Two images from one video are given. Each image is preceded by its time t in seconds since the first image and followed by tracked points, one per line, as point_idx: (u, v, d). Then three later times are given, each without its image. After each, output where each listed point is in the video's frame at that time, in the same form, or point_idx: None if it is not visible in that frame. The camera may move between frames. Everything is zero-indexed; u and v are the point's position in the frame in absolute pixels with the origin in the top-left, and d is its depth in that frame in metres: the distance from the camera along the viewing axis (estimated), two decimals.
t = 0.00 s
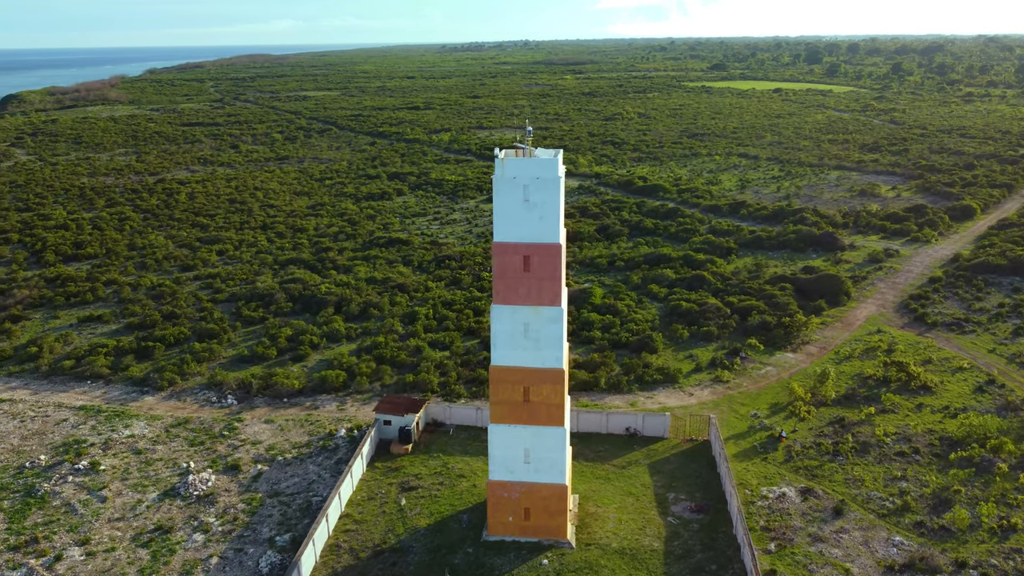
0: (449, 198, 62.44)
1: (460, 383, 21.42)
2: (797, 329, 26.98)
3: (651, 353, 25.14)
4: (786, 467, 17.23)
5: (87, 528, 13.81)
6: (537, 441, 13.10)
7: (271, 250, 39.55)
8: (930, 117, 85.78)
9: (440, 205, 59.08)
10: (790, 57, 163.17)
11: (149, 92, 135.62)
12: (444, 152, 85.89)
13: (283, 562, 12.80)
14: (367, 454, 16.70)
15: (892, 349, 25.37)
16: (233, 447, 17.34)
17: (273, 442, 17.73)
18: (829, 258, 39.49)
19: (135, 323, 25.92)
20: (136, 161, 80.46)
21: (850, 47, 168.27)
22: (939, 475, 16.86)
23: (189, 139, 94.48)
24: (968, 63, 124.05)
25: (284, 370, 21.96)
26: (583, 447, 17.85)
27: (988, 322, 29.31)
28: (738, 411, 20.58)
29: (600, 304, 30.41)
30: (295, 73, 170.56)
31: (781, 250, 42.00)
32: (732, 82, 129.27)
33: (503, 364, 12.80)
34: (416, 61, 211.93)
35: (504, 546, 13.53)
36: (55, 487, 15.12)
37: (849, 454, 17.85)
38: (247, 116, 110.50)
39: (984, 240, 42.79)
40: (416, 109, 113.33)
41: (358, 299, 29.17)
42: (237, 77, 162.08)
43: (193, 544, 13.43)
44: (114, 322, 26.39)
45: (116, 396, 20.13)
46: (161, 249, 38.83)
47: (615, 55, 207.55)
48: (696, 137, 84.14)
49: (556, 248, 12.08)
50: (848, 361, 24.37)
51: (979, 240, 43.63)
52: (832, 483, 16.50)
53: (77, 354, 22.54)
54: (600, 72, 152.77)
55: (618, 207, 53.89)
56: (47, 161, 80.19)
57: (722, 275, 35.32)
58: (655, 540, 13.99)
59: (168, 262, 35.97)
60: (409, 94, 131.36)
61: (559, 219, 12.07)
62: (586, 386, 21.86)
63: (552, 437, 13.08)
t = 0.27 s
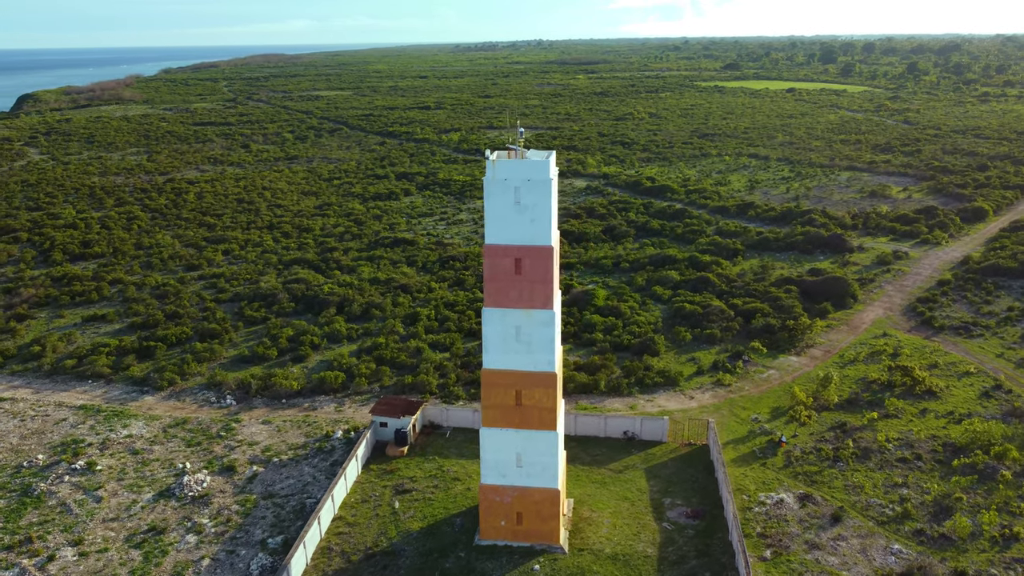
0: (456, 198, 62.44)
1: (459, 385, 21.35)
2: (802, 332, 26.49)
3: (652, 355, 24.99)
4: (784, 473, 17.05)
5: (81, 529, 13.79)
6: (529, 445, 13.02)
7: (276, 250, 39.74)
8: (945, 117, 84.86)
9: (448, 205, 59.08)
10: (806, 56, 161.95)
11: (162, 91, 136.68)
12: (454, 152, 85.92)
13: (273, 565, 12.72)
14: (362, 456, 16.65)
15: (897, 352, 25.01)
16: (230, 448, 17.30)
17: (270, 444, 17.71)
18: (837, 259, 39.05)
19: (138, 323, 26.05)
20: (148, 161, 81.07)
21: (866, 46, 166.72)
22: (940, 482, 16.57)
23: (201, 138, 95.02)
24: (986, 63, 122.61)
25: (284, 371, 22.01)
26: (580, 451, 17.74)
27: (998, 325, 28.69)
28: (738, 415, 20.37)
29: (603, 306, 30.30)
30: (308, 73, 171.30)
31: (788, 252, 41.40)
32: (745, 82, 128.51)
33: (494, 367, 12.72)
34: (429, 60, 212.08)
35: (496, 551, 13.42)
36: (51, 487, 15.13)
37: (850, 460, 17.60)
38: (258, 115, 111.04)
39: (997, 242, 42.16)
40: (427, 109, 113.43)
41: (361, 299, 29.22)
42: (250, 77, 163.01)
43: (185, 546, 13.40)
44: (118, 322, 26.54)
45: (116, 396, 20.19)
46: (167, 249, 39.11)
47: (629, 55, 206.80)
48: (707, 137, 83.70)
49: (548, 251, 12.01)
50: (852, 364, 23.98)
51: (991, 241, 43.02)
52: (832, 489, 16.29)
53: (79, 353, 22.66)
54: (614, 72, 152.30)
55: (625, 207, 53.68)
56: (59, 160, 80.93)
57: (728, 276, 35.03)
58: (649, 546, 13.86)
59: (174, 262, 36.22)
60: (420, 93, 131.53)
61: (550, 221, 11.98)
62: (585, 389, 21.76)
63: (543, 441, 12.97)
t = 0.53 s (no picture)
0: (463, 198, 62.46)
1: (458, 386, 21.28)
2: (806, 335, 26.15)
3: (653, 358, 24.83)
4: (782, 478, 16.88)
5: (74, 529, 13.70)
6: (520, 449, 12.92)
7: (281, 250, 39.89)
8: (959, 117, 84.02)
9: (455, 205, 59.12)
10: (820, 56, 160.79)
11: (175, 91, 137.76)
12: (463, 152, 85.94)
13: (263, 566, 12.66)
14: (357, 457, 16.59)
15: (903, 355, 24.66)
16: (226, 449, 17.23)
17: (266, 444, 17.66)
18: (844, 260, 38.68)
19: (140, 323, 26.14)
20: (159, 160, 81.62)
21: (881, 45, 165.34)
22: (941, 489, 16.29)
23: (212, 138, 95.57)
24: (1003, 63, 121.22)
25: (283, 371, 22.03)
26: (576, 454, 17.62)
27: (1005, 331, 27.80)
28: (738, 419, 20.16)
29: (605, 307, 30.18)
30: (320, 72, 172.00)
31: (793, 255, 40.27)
32: (758, 81, 127.73)
33: (485, 369, 12.66)
34: (443, 60, 212.26)
35: (487, 555, 13.33)
36: (47, 486, 15.05)
37: (849, 465, 17.36)
38: (269, 115, 111.56)
39: (1008, 244, 41.58)
40: (437, 109, 113.53)
41: (362, 299, 29.24)
42: (264, 77, 163.92)
43: (177, 547, 13.33)
44: (121, 321, 26.68)
45: (116, 395, 20.20)
46: (173, 248, 39.35)
47: (642, 54, 206.13)
48: (717, 137, 83.29)
49: (538, 253, 11.91)
50: (855, 367, 23.66)
51: (1003, 243, 42.46)
52: (829, 495, 16.09)
53: (82, 352, 22.76)
54: (627, 71, 151.79)
55: (632, 208, 53.47)
56: (71, 159, 81.62)
57: (733, 277, 34.77)
58: (642, 552, 13.75)
59: (179, 261, 36.46)
60: (432, 93, 131.69)
61: (541, 223, 11.87)
62: (584, 391, 21.64)
63: (535, 445, 12.87)
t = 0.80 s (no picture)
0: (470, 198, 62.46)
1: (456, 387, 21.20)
2: (809, 337, 25.83)
3: (654, 360, 24.70)
4: (780, 482, 16.71)
5: (68, 528, 13.59)
6: (511, 452, 12.84)
7: (286, 250, 40.03)
8: (973, 117, 83.13)
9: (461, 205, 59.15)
10: (834, 55, 159.63)
11: (188, 90, 138.65)
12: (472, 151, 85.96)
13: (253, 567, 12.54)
14: (352, 458, 16.55)
15: (908, 355, 24.32)
16: (223, 449, 17.14)
17: (263, 445, 17.60)
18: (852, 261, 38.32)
19: (143, 322, 26.29)
20: (169, 159, 82.17)
21: (897, 44, 163.84)
22: (942, 495, 16.03)
23: (223, 137, 96.08)
24: (1020, 62, 119.84)
25: (282, 371, 22.05)
26: (572, 457, 17.56)
27: (1014, 334, 27.33)
28: (736, 423, 19.99)
29: (607, 309, 30.06)
30: (333, 71, 172.44)
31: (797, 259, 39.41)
32: (770, 81, 126.97)
33: (475, 372, 12.59)
34: (456, 59, 212.45)
35: (478, 558, 13.26)
36: (44, 485, 14.94)
37: (848, 471, 17.15)
38: (281, 114, 112.02)
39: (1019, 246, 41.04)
40: (448, 108, 113.52)
41: (364, 300, 29.27)
42: (278, 76, 164.39)
43: (170, 547, 13.23)
44: (125, 320, 26.82)
45: (116, 394, 20.18)
46: (179, 248, 39.58)
47: (655, 54, 205.58)
48: (727, 137, 82.85)
49: (528, 255, 11.84)
50: (859, 369, 23.36)
51: (1014, 245, 41.92)
52: (827, 501, 15.90)
53: (84, 350, 22.84)
54: (639, 71, 151.30)
55: (639, 208, 53.23)
56: (84, 158, 82.31)
57: (737, 278, 34.51)
58: (633, 557, 13.67)
59: (184, 260, 36.67)
60: (443, 93, 131.72)
61: (532, 225, 11.79)
62: (583, 394, 21.53)
63: (525, 448, 12.81)
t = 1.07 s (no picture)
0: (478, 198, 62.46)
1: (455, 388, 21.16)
2: (812, 339, 25.48)
3: (655, 362, 24.58)
4: (777, 487, 16.57)
5: (64, 526, 13.54)
6: (502, 455, 12.80)
7: (292, 249, 40.21)
8: (989, 117, 82.13)
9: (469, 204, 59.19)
10: (850, 55, 158.21)
11: (202, 90, 139.68)
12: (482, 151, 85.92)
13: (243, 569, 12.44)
14: (347, 459, 16.51)
15: (914, 357, 24.04)
16: (220, 449, 17.09)
17: (260, 445, 17.59)
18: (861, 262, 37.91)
19: (147, 320, 26.47)
20: (181, 158, 82.77)
21: (914, 44, 162.25)
22: (941, 501, 15.80)
23: (235, 136, 96.60)
24: None
25: (282, 371, 22.09)
26: (568, 459, 17.50)
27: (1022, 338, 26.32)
28: (736, 426, 19.84)
29: (610, 310, 29.95)
30: (346, 71, 173.00)
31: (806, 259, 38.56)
32: (785, 81, 126.02)
33: (466, 374, 12.54)
34: (470, 58, 212.51)
35: (468, 561, 13.19)
36: (41, 483, 14.88)
37: (847, 475, 16.97)
38: (293, 113, 112.54)
39: None
40: (459, 108, 113.59)
41: (367, 299, 29.33)
42: (292, 75, 165.10)
43: (162, 546, 13.14)
44: (129, 319, 27.00)
45: (117, 392, 20.22)
46: (186, 246, 39.84)
47: (670, 53, 204.73)
48: (739, 137, 82.35)
49: (518, 257, 11.78)
50: (862, 372, 23.11)
51: None
52: (824, 506, 15.75)
53: (87, 348, 23.00)
54: (652, 70, 150.68)
55: (647, 208, 53.04)
56: (96, 157, 83.11)
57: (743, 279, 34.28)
58: (625, 561, 13.59)
59: (190, 259, 36.92)
60: (454, 92, 131.79)
61: (522, 226, 11.73)
62: (582, 395, 21.45)
63: (516, 451, 12.76)
